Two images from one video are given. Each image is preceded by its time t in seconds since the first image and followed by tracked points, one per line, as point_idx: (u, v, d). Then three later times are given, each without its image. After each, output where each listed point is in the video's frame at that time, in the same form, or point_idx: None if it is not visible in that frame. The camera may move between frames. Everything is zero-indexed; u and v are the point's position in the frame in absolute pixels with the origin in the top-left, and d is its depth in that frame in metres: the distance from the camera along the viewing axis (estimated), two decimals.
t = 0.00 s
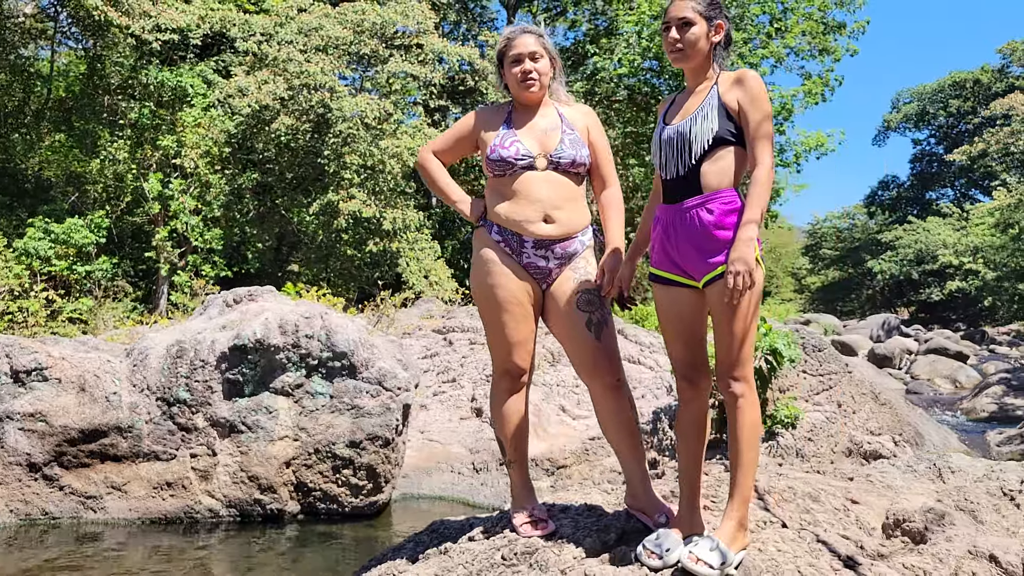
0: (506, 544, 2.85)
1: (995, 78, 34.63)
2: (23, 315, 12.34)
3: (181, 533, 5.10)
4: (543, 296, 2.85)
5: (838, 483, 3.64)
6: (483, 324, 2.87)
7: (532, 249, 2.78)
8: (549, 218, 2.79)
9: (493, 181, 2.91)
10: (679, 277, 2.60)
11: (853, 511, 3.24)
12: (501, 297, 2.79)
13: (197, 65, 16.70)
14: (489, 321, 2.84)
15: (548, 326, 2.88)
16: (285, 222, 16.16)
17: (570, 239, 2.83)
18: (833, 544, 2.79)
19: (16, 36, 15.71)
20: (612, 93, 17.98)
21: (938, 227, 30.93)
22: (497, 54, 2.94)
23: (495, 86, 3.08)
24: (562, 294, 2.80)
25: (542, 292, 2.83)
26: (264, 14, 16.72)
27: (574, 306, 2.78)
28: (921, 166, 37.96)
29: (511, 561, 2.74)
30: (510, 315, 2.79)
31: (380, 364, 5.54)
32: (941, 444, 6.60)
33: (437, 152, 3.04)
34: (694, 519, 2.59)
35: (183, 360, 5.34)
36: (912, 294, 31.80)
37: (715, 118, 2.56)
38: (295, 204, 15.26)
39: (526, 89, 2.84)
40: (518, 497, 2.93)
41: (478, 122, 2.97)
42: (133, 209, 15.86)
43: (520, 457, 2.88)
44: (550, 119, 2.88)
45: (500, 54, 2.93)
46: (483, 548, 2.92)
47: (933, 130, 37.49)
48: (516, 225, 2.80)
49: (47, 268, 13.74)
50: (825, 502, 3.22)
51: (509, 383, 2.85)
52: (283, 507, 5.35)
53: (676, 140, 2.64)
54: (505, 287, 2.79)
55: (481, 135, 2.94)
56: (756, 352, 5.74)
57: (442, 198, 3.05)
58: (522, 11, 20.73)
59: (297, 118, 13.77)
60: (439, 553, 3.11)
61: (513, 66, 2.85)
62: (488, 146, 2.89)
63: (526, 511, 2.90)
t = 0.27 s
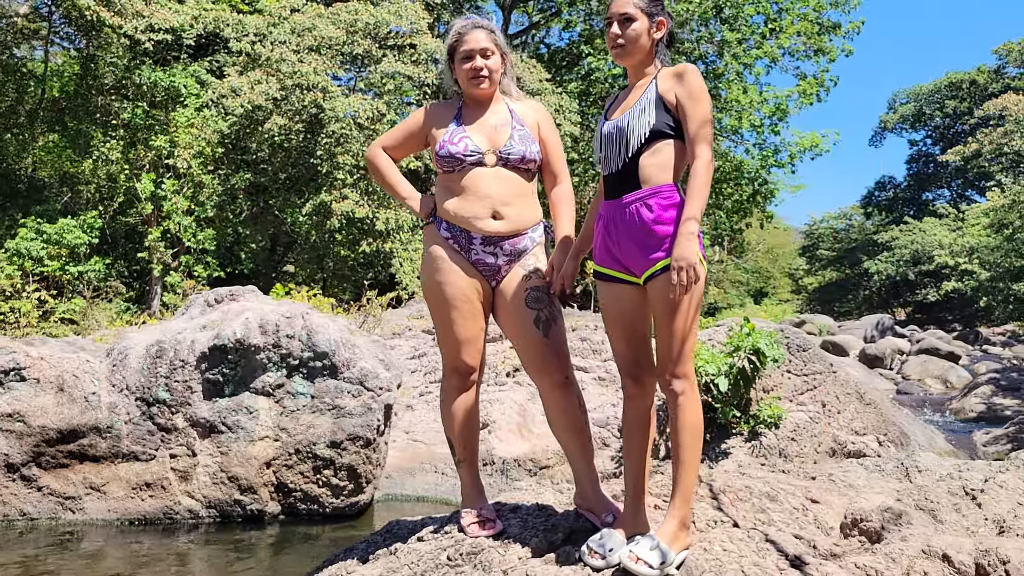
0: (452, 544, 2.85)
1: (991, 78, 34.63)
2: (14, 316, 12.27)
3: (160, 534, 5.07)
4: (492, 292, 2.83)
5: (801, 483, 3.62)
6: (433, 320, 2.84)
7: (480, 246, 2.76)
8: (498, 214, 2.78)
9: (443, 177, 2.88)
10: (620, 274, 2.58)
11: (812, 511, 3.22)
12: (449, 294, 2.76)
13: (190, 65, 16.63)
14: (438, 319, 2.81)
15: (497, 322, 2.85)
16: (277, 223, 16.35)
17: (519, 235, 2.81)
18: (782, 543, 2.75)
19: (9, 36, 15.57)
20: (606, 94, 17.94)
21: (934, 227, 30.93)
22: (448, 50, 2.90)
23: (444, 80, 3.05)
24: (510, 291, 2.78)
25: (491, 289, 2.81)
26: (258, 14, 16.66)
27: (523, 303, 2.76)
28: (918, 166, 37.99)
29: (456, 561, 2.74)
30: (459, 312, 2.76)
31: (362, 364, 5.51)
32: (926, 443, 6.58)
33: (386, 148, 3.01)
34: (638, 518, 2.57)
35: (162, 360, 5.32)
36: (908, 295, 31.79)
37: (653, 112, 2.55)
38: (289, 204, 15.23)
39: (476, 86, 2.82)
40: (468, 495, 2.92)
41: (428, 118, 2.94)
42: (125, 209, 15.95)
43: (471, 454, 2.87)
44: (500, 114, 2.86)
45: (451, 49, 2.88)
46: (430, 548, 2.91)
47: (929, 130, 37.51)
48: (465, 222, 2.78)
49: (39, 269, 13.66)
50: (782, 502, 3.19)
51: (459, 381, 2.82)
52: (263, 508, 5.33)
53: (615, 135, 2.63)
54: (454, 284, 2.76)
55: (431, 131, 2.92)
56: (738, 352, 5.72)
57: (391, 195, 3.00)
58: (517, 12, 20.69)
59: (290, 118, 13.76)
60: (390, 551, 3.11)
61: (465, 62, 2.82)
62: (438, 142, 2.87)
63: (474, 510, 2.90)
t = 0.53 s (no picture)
0: (388, 561, 2.71)
1: (987, 79, 34.63)
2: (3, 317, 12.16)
3: (135, 539, 5.02)
4: (433, 304, 2.73)
5: (755, 494, 3.44)
6: (372, 333, 2.73)
7: (420, 256, 2.67)
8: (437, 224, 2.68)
9: (382, 187, 2.79)
10: (552, 287, 2.55)
11: (763, 524, 3.04)
12: (387, 306, 2.65)
13: (183, 65, 16.58)
14: (377, 332, 2.70)
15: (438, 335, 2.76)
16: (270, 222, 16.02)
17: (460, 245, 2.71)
18: (721, 560, 2.60)
19: None
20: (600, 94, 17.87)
21: (930, 227, 30.90)
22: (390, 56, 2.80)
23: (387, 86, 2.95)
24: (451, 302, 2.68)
25: (431, 300, 2.72)
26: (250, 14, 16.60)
27: (462, 314, 2.66)
28: (914, 166, 37.98)
29: None
30: (398, 324, 2.65)
31: (340, 368, 5.48)
32: (909, 447, 6.54)
33: (326, 158, 2.92)
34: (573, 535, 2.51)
35: (138, 364, 5.31)
36: (904, 295, 31.77)
37: (582, 121, 2.54)
38: (281, 205, 15.18)
39: (423, 96, 2.73)
40: (410, 513, 2.81)
41: (369, 127, 2.84)
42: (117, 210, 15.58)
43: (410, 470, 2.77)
44: (442, 122, 2.76)
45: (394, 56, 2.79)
46: (365, 566, 2.76)
47: (926, 130, 37.51)
48: (404, 231, 2.68)
49: (29, 270, 13.55)
50: (732, 516, 3.05)
51: (399, 396, 2.71)
52: (240, 514, 5.27)
53: (544, 145, 2.63)
54: (393, 295, 2.66)
55: (372, 139, 2.82)
56: (718, 356, 5.65)
57: (331, 206, 2.91)
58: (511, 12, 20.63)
59: (281, 119, 13.63)
60: (329, 570, 2.95)
61: (414, 70, 2.72)
62: (376, 151, 2.78)
63: (412, 528, 2.78)
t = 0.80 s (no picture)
0: (340, 566, 2.78)
1: (982, 78, 34.66)
2: None
3: (117, 540, 5.03)
4: (388, 310, 2.74)
5: (716, 497, 3.36)
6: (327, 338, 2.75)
7: (374, 262, 2.68)
8: (390, 231, 2.72)
9: (336, 192, 2.81)
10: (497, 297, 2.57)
11: (721, 528, 2.99)
12: (341, 312, 2.67)
13: (176, 64, 16.52)
14: (331, 337, 2.72)
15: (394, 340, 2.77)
16: (264, 224, 16.13)
17: (413, 252, 2.73)
18: (669, 564, 2.60)
19: None
20: (595, 93, 17.82)
21: (924, 227, 30.93)
22: (348, 64, 2.78)
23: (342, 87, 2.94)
24: (405, 309, 2.70)
25: (386, 306, 2.73)
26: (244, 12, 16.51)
27: (416, 321, 2.68)
28: (909, 166, 38.03)
29: None
30: (351, 330, 2.67)
31: (323, 369, 5.53)
32: (893, 448, 6.55)
33: (281, 163, 2.95)
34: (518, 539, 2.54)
35: (120, 365, 5.33)
36: (899, 294, 31.78)
37: (528, 135, 2.52)
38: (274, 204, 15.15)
39: (382, 106, 2.75)
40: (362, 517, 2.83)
41: (323, 133, 2.85)
42: (110, 208, 15.62)
43: (364, 474, 2.79)
44: (396, 130, 2.79)
45: (351, 65, 2.77)
46: (318, 571, 2.81)
47: (921, 130, 37.57)
48: (358, 238, 2.71)
49: (22, 269, 13.43)
50: (689, 519, 3.00)
51: (352, 401, 2.73)
52: (222, 514, 5.27)
53: (490, 158, 2.59)
54: (346, 301, 2.68)
55: (326, 145, 2.83)
56: (700, 357, 5.67)
57: (286, 211, 2.95)
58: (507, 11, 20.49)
59: (274, 118, 13.63)
60: (283, 575, 3.00)
61: (377, 80, 2.72)
62: (330, 156, 2.80)
63: (365, 531, 2.83)
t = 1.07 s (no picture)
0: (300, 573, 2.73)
1: (979, 78, 34.65)
2: None
3: (104, 542, 5.05)
4: (350, 321, 2.75)
5: (682, 502, 3.45)
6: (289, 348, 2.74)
7: (336, 274, 2.68)
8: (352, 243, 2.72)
9: (300, 204, 2.81)
10: (447, 310, 2.53)
11: (684, 533, 3.07)
12: (303, 323, 2.67)
13: (171, 64, 16.43)
14: (293, 348, 2.71)
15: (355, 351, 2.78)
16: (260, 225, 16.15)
17: (375, 263, 2.75)
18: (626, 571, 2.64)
19: None
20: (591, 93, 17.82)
21: (922, 226, 30.91)
22: (311, 77, 2.79)
23: (304, 100, 2.96)
24: (367, 320, 2.71)
25: (347, 317, 2.74)
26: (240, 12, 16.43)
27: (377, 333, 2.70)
28: (906, 166, 38.02)
29: None
30: (313, 341, 2.67)
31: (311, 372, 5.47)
32: (878, 450, 6.52)
33: (244, 175, 2.94)
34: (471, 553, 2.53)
35: (107, 368, 5.35)
36: (897, 294, 31.71)
37: (479, 151, 2.49)
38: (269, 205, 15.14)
39: (346, 119, 2.77)
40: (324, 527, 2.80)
41: (286, 144, 2.86)
42: (106, 209, 15.63)
43: (325, 484, 2.77)
44: (359, 141, 2.81)
45: (314, 78, 2.79)
46: None
47: (918, 130, 37.58)
48: (321, 249, 2.70)
49: (17, 269, 13.21)
50: (654, 525, 3.02)
51: (314, 412, 2.71)
52: (209, 516, 5.30)
53: (443, 174, 2.57)
54: (308, 312, 2.67)
55: (288, 155, 2.84)
56: (687, 359, 5.62)
57: (250, 223, 2.94)
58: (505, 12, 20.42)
59: (269, 119, 13.61)
60: None
61: (340, 94, 2.75)
62: (293, 166, 2.80)
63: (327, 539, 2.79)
